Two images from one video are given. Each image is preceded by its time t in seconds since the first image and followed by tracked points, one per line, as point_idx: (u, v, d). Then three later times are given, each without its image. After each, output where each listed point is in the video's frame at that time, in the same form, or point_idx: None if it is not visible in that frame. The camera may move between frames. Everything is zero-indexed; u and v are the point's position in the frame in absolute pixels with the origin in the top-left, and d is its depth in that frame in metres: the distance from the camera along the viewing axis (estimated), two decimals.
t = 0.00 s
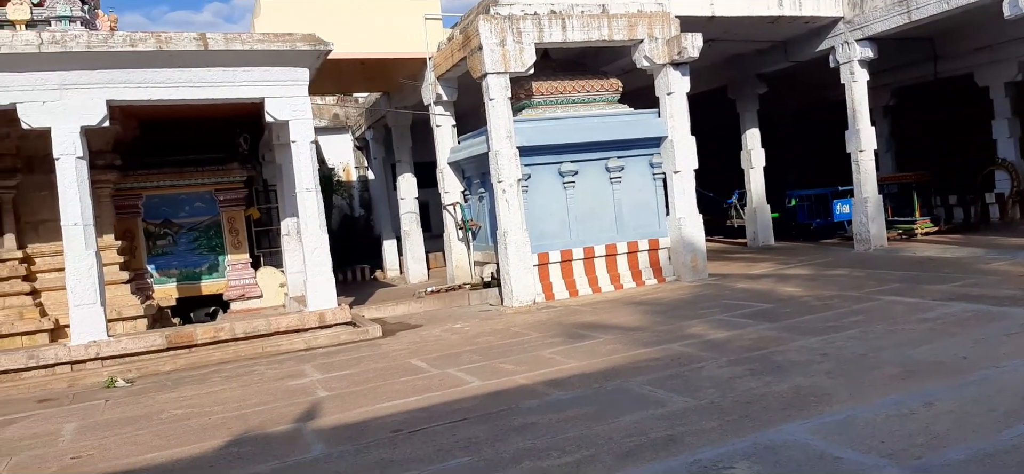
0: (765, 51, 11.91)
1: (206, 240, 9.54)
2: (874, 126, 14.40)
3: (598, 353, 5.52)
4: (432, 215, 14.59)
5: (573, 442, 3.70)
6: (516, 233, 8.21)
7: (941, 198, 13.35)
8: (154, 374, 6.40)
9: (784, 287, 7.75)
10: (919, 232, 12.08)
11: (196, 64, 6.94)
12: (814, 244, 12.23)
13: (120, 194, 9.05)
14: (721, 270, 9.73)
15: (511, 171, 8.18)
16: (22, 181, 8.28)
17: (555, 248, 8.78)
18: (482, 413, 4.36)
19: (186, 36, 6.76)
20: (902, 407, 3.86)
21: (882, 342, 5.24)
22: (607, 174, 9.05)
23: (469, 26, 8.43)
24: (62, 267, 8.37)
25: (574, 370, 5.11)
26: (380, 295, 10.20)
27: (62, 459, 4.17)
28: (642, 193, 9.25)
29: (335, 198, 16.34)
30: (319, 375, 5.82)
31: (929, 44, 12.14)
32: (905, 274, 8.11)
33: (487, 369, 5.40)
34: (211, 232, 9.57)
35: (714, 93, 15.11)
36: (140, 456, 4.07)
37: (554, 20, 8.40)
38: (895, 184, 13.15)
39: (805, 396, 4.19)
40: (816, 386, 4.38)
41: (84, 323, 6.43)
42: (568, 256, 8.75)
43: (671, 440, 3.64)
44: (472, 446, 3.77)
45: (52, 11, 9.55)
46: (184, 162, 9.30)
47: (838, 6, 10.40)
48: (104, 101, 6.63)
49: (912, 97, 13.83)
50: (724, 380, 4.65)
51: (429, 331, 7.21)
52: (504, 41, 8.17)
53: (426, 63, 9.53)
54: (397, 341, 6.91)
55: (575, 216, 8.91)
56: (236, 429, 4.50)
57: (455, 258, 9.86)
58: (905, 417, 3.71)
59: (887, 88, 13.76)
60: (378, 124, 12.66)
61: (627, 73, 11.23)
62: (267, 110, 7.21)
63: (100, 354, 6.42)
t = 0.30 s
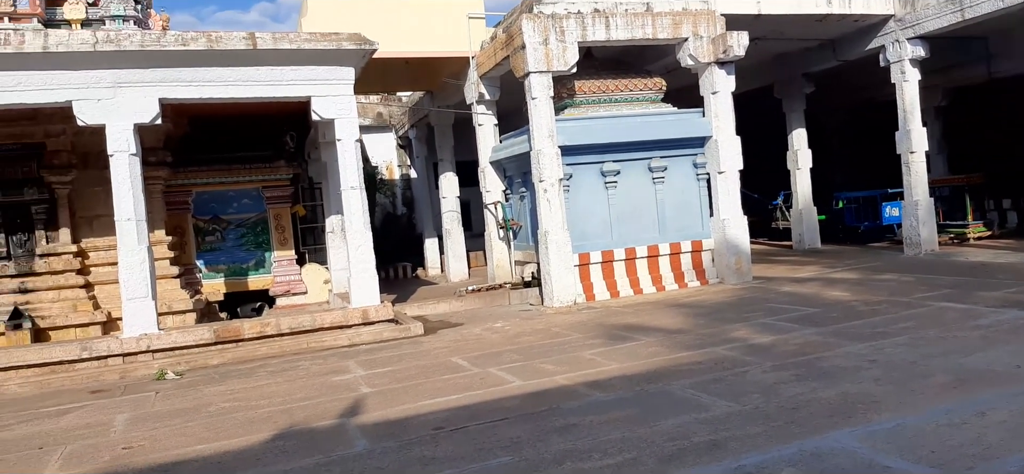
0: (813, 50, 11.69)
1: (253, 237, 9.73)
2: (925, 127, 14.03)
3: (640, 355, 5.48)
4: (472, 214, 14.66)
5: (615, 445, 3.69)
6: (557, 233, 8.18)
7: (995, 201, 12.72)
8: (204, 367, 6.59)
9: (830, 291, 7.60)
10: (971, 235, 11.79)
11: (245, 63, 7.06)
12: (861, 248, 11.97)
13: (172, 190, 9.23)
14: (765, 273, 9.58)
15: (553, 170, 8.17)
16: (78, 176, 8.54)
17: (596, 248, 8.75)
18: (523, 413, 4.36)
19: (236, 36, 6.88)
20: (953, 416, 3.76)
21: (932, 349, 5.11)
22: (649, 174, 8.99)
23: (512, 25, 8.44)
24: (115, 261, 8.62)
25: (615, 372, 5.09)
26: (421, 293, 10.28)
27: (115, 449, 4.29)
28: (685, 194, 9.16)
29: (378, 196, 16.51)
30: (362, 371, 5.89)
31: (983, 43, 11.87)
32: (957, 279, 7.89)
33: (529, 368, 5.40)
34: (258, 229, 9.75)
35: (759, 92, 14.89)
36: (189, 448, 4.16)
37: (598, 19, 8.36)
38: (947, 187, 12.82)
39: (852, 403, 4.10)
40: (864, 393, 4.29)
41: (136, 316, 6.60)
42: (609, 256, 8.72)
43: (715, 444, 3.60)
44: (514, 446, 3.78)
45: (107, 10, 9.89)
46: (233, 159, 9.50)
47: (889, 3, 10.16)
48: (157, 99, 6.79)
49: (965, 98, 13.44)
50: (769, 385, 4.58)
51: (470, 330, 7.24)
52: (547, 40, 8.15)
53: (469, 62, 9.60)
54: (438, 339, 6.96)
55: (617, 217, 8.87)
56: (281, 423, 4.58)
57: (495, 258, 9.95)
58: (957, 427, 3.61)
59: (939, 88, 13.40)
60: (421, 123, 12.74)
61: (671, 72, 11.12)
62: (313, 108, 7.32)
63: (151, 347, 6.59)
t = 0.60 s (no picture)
0: (854, 75, 11.57)
1: (292, 258, 9.86)
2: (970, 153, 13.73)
3: (676, 383, 5.42)
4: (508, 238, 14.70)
5: None
6: (593, 258, 8.15)
7: None
8: (241, 386, 6.65)
9: (872, 321, 7.44)
10: (1017, 266, 11.29)
11: (290, 87, 7.23)
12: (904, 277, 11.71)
13: (215, 211, 9.43)
14: (805, 302, 9.42)
15: (589, 195, 8.16)
16: (126, 197, 8.77)
17: (632, 274, 8.69)
18: (558, 439, 4.34)
19: (282, 61, 7.08)
20: (1001, 452, 3.64)
21: (979, 383, 4.97)
22: (687, 199, 8.94)
23: (551, 51, 8.51)
24: (158, 281, 8.80)
25: (651, 400, 5.03)
26: (455, 316, 10.28)
27: (154, 466, 4.36)
28: (722, 220, 9.08)
29: (414, 219, 16.68)
30: (397, 394, 5.92)
31: None
32: (1004, 310, 7.67)
33: (563, 395, 5.37)
34: (297, 250, 9.89)
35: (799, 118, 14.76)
36: (226, 467, 4.22)
37: (637, 44, 8.38)
38: (993, 215, 12.50)
39: (895, 437, 4.00)
40: (908, 427, 4.18)
41: (178, 334, 6.72)
42: (645, 282, 8.66)
43: None
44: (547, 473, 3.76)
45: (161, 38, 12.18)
46: (275, 181, 9.69)
47: (933, 29, 10.03)
48: (204, 122, 6.96)
49: (1013, 124, 13.14)
50: (808, 417, 4.50)
51: (504, 354, 7.23)
52: (586, 65, 8.20)
53: (507, 87, 9.66)
54: (473, 362, 6.96)
55: (653, 242, 8.81)
56: (316, 444, 4.61)
57: (530, 281, 9.88)
58: (1005, 463, 3.50)
59: (985, 114, 13.13)
60: (459, 147, 12.87)
61: (709, 98, 11.09)
62: (355, 132, 7.45)
63: (191, 366, 6.70)
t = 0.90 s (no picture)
0: (866, 103, 11.61)
1: (302, 271, 9.91)
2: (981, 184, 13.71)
3: (685, 405, 5.40)
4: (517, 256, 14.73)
5: None
6: (603, 278, 8.14)
7: None
8: (249, 397, 6.65)
9: (883, 348, 7.41)
10: None
11: (307, 103, 7.29)
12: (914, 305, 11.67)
13: (228, 223, 9.48)
14: (814, 327, 9.38)
15: (600, 215, 8.17)
16: (140, 207, 8.82)
17: (642, 295, 8.69)
18: (567, 459, 4.32)
19: (298, 77, 7.10)
20: None
21: (991, 413, 4.93)
22: (698, 222, 8.96)
23: (565, 73, 8.57)
24: (170, 291, 8.84)
25: (660, 422, 5.01)
26: (462, 333, 10.26)
27: None
28: (733, 243, 9.07)
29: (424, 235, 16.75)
30: (405, 409, 5.91)
31: None
32: (1016, 341, 7.63)
33: (572, 414, 5.35)
34: (308, 263, 9.93)
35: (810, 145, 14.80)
36: None
37: (651, 68, 8.43)
38: (1004, 245, 12.46)
39: (907, 465, 3.98)
40: (920, 455, 4.15)
41: (188, 345, 6.75)
42: (655, 304, 8.65)
43: None
44: None
45: (178, 50, 11.67)
46: (288, 195, 9.76)
47: (946, 59, 10.07)
48: (220, 135, 7.03)
49: None
50: (819, 443, 4.47)
51: (512, 372, 7.22)
52: (600, 88, 8.25)
53: (520, 108, 9.78)
54: (481, 379, 6.95)
55: (664, 264, 8.81)
56: (325, 457, 4.60)
57: (538, 300, 9.89)
58: None
59: (997, 145, 13.13)
60: (471, 165, 12.94)
61: (721, 122, 11.15)
62: (369, 148, 7.51)
63: (200, 376, 6.72)
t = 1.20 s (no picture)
0: (916, 106, 11.38)
1: (349, 276, 10.04)
2: None
3: (735, 413, 5.34)
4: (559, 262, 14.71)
5: None
6: (648, 284, 8.09)
7: None
8: (299, 401, 6.75)
9: (937, 357, 7.23)
10: None
11: (353, 112, 7.40)
12: (968, 312, 11.36)
13: (276, 229, 9.65)
14: (864, 335, 9.20)
15: (645, 221, 8.13)
16: (192, 214, 9.04)
17: (687, 302, 8.62)
18: (617, 465, 4.30)
19: (346, 87, 7.24)
20: None
21: None
22: (744, 227, 8.87)
23: (608, 78, 8.56)
24: (221, 296, 9.04)
25: (710, 429, 4.96)
26: (505, 339, 10.26)
27: None
28: (780, 249, 8.97)
29: (466, 242, 16.85)
30: (453, 414, 5.94)
31: None
32: None
33: (620, 421, 5.33)
34: (354, 269, 10.06)
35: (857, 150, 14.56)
36: None
37: (695, 73, 8.39)
38: None
39: None
40: (981, 467, 4.04)
41: (240, 349, 6.88)
42: (701, 311, 8.58)
43: None
44: None
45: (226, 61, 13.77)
46: (334, 201, 9.91)
47: (1000, 61, 9.82)
48: (270, 144, 7.16)
49: None
50: (875, 452, 4.38)
51: (558, 378, 7.21)
52: (643, 93, 8.23)
53: (563, 113, 9.74)
54: (526, 385, 6.96)
55: (710, 270, 8.74)
56: (376, 460, 4.65)
57: (582, 306, 9.83)
58: None
59: None
60: (512, 172, 12.99)
61: (766, 126, 11.04)
62: (414, 156, 7.58)
63: (251, 379, 6.85)
